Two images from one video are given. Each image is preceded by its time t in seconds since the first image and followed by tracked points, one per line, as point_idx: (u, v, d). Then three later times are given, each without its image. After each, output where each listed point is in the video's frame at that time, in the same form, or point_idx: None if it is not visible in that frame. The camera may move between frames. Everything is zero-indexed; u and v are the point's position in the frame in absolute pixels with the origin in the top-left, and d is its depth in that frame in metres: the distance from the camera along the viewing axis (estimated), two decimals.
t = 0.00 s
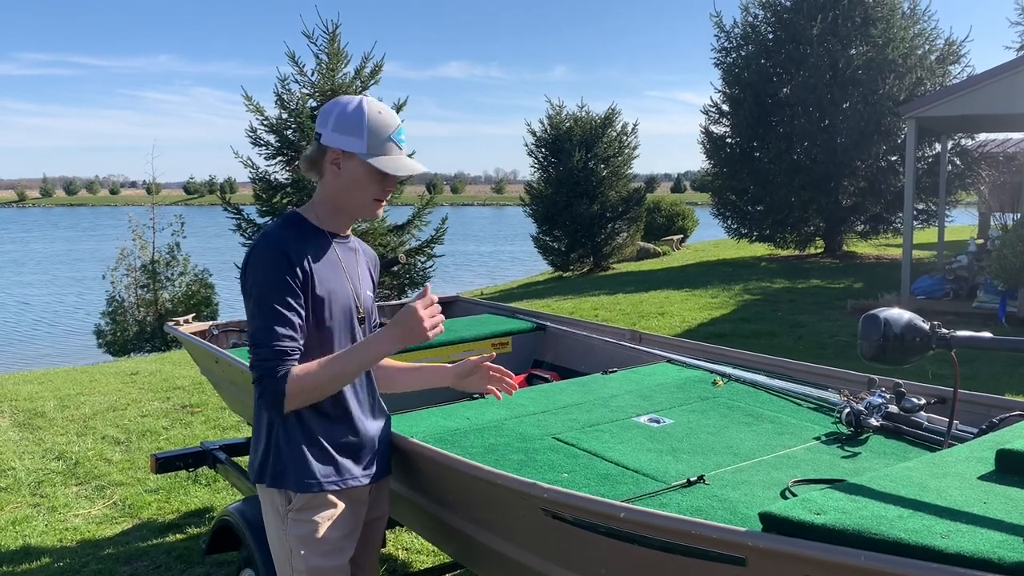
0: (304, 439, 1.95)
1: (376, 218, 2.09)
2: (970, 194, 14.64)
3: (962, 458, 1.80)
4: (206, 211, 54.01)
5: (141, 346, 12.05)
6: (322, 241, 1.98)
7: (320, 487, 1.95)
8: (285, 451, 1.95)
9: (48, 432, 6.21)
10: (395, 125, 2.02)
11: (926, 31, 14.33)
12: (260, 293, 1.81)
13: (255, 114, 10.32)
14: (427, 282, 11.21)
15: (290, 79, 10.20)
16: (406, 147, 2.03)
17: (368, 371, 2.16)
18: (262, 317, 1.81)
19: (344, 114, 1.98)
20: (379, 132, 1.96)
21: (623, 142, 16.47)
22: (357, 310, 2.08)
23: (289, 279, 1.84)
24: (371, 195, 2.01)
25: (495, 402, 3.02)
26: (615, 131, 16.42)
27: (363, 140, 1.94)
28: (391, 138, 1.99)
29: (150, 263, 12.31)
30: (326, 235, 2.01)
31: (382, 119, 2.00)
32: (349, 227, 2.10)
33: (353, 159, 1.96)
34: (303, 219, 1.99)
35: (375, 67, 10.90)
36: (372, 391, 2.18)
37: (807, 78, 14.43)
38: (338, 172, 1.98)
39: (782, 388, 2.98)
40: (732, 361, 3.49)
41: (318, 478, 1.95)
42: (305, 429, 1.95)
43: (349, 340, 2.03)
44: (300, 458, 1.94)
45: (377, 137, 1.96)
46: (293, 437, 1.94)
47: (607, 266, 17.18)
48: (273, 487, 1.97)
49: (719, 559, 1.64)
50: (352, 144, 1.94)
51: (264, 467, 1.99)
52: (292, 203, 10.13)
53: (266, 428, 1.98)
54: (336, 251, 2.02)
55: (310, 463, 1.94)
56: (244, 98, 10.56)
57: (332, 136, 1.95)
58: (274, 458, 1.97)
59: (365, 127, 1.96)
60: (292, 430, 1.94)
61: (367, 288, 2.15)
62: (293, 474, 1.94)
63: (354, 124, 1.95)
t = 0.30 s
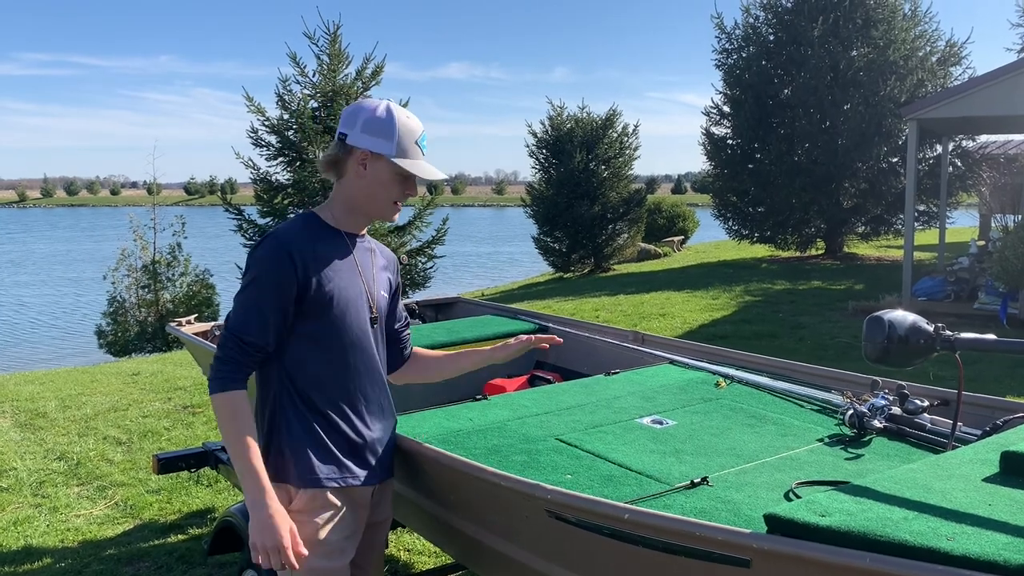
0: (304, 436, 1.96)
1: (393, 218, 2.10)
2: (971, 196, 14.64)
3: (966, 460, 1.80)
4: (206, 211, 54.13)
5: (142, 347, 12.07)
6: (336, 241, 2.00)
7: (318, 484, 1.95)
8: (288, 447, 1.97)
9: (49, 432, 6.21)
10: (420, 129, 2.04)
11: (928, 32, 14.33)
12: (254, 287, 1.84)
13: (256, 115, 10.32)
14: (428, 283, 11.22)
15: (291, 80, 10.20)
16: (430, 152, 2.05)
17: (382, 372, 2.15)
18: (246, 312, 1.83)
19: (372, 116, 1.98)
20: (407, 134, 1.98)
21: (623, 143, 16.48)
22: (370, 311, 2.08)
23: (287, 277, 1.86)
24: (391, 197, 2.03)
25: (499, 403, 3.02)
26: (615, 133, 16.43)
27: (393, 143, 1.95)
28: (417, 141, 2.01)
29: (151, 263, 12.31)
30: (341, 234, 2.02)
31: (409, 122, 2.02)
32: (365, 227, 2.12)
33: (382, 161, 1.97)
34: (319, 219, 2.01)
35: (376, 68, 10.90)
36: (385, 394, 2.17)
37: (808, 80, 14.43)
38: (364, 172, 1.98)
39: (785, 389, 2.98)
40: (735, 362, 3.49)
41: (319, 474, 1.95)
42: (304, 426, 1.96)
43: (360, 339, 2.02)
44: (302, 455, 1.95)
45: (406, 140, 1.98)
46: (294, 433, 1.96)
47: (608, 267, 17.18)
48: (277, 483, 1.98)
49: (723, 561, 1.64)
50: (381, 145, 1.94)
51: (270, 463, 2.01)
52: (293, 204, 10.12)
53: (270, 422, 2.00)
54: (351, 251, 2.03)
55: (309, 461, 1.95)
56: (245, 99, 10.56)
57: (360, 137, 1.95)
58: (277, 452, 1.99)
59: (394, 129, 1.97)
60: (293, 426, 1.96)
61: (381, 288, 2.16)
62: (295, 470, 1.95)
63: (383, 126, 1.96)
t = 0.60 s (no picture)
0: (300, 432, 1.96)
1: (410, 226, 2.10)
2: (971, 196, 14.64)
3: (969, 459, 1.80)
4: (206, 212, 54.12)
5: (142, 347, 12.06)
6: (346, 245, 2.00)
7: (310, 479, 1.94)
8: (284, 443, 1.97)
9: (49, 433, 6.21)
10: (442, 139, 2.04)
11: (928, 32, 14.33)
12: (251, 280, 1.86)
13: (256, 115, 10.31)
14: (428, 283, 11.22)
15: (291, 80, 10.20)
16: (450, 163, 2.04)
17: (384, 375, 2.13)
18: (243, 304, 1.84)
19: (396, 121, 1.98)
20: (428, 143, 1.98)
21: (623, 143, 16.47)
22: (376, 317, 2.06)
23: (287, 274, 1.87)
24: (408, 205, 2.02)
25: (501, 403, 3.02)
26: (615, 133, 16.43)
27: (414, 150, 1.95)
28: (438, 151, 2.01)
29: (151, 263, 12.30)
30: (354, 237, 2.03)
31: (432, 131, 2.02)
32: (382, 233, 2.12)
33: (402, 167, 1.97)
34: (333, 221, 2.03)
35: (376, 68, 10.90)
36: (388, 395, 2.15)
37: (808, 80, 14.43)
38: (383, 176, 1.98)
39: (786, 389, 2.98)
40: (736, 362, 3.49)
41: (314, 471, 1.94)
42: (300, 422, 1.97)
43: (362, 341, 2.01)
44: (297, 451, 1.95)
45: (427, 149, 1.98)
46: (290, 429, 1.97)
47: (608, 267, 17.18)
48: (272, 479, 1.98)
49: (725, 561, 1.64)
50: (402, 151, 1.95)
51: (267, 458, 2.01)
52: (293, 204, 10.11)
53: (268, 417, 2.01)
54: (361, 257, 2.03)
55: (303, 457, 1.95)
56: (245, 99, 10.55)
57: (383, 141, 1.96)
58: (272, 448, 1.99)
59: (416, 137, 1.97)
60: (289, 421, 1.97)
61: (391, 295, 2.14)
62: (289, 465, 1.95)
63: (405, 133, 1.96)
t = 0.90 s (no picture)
0: (302, 434, 1.97)
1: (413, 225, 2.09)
2: (971, 195, 14.64)
3: (972, 459, 1.80)
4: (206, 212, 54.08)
5: (142, 347, 12.07)
6: (350, 244, 2.00)
7: (310, 480, 1.95)
8: (285, 444, 1.97)
9: (50, 433, 6.21)
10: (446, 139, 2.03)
11: (927, 32, 14.33)
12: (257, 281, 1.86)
13: (256, 115, 10.31)
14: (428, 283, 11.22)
15: (291, 80, 10.19)
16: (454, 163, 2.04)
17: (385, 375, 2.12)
18: (246, 305, 1.84)
19: (400, 121, 1.97)
20: (432, 143, 1.97)
21: (623, 143, 16.47)
22: (381, 315, 2.07)
23: (290, 275, 1.87)
24: (413, 204, 2.02)
25: (503, 403, 3.02)
26: (615, 133, 16.43)
27: (419, 150, 1.95)
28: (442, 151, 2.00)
29: (151, 264, 12.30)
30: (358, 237, 2.03)
31: (435, 131, 2.01)
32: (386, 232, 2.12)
33: (406, 167, 1.96)
34: (335, 221, 2.03)
35: (376, 68, 10.89)
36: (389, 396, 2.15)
37: (808, 79, 14.44)
38: (387, 176, 1.98)
39: (788, 389, 2.98)
40: (737, 362, 3.49)
41: (314, 474, 1.95)
42: (302, 424, 1.97)
43: (364, 341, 2.01)
44: (299, 453, 1.96)
45: (431, 149, 1.97)
46: (292, 431, 1.97)
47: (607, 267, 17.19)
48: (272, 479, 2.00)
49: (729, 561, 1.63)
50: (407, 151, 1.94)
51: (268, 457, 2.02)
52: (293, 204, 10.10)
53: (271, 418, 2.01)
54: (365, 254, 2.03)
55: (305, 459, 1.95)
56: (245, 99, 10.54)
57: (387, 141, 1.95)
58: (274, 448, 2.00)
59: (420, 137, 1.96)
60: (292, 422, 1.97)
61: (396, 292, 2.14)
62: (290, 467, 1.96)
63: (409, 133, 1.96)
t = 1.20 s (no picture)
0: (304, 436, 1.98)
1: (396, 210, 2.08)
2: (970, 194, 14.65)
3: (972, 458, 1.81)
4: (206, 212, 54.15)
5: (142, 347, 12.04)
6: (341, 243, 2.01)
7: (312, 481, 1.95)
8: (287, 447, 1.98)
9: (50, 433, 6.21)
10: (411, 113, 2.01)
11: (926, 31, 14.34)
12: (253, 284, 1.87)
13: (256, 115, 10.31)
14: (428, 283, 11.21)
15: (290, 80, 10.19)
16: (421, 135, 2.01)
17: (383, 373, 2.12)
18: (245, 308, 1.86)
19: (363, 109, 2.01)
20: (391, 118, 1.97)
21: (623, 142, 16.47)
22: (377, 312, 2.07)
23: (285, 276, 1.88)
24: (384, 186, 2.01)
25: (502, 402, 3.02)
26: (615, 132, 16.43)
27: (376, 129, 1.95)
28: (404, 125, 1.98)
29: (150, 263, 12.30)
30: (348, 234, 2.04)
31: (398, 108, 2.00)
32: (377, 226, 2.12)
33: (368, 149, 1.98)
34: (324, 219, 2.03)
35: (375, 68, 10.89)
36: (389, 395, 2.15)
37: (808, 79, 14.44)
38: (356, 164, 2.01)
39: (788, 388, 2.99)
40: (738, 361, 3.49)
41: (316, 475, 1.96)
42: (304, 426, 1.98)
43: (361, 340, 2.01)
44: (301, 455, 1.96)
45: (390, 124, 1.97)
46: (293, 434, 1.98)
47: (607, 267, 17.19)
48: (274, 480, 2.01)
49: (731, 560, 1.64)
50: (365, 132, 1.96)
51: (269, 460, 2.03)
52: (293, 204, 10.09)
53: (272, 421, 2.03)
54: (356, 252, 2.03)
55: (307, 460, 1.96)
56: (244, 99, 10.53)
57: (352, 129, 1.99)
58: (276, 451, 2.00)
59: (378, 116, 1.98)
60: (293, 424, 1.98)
61: (391, 290, 2.14)
62: (292, 469, 1.96)
63: (368, 115, 1.98)
